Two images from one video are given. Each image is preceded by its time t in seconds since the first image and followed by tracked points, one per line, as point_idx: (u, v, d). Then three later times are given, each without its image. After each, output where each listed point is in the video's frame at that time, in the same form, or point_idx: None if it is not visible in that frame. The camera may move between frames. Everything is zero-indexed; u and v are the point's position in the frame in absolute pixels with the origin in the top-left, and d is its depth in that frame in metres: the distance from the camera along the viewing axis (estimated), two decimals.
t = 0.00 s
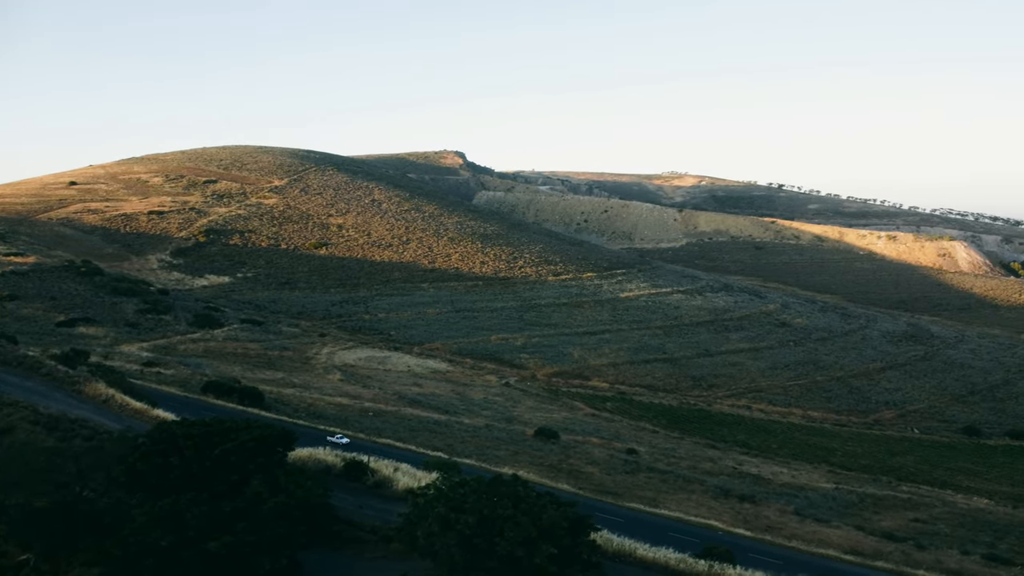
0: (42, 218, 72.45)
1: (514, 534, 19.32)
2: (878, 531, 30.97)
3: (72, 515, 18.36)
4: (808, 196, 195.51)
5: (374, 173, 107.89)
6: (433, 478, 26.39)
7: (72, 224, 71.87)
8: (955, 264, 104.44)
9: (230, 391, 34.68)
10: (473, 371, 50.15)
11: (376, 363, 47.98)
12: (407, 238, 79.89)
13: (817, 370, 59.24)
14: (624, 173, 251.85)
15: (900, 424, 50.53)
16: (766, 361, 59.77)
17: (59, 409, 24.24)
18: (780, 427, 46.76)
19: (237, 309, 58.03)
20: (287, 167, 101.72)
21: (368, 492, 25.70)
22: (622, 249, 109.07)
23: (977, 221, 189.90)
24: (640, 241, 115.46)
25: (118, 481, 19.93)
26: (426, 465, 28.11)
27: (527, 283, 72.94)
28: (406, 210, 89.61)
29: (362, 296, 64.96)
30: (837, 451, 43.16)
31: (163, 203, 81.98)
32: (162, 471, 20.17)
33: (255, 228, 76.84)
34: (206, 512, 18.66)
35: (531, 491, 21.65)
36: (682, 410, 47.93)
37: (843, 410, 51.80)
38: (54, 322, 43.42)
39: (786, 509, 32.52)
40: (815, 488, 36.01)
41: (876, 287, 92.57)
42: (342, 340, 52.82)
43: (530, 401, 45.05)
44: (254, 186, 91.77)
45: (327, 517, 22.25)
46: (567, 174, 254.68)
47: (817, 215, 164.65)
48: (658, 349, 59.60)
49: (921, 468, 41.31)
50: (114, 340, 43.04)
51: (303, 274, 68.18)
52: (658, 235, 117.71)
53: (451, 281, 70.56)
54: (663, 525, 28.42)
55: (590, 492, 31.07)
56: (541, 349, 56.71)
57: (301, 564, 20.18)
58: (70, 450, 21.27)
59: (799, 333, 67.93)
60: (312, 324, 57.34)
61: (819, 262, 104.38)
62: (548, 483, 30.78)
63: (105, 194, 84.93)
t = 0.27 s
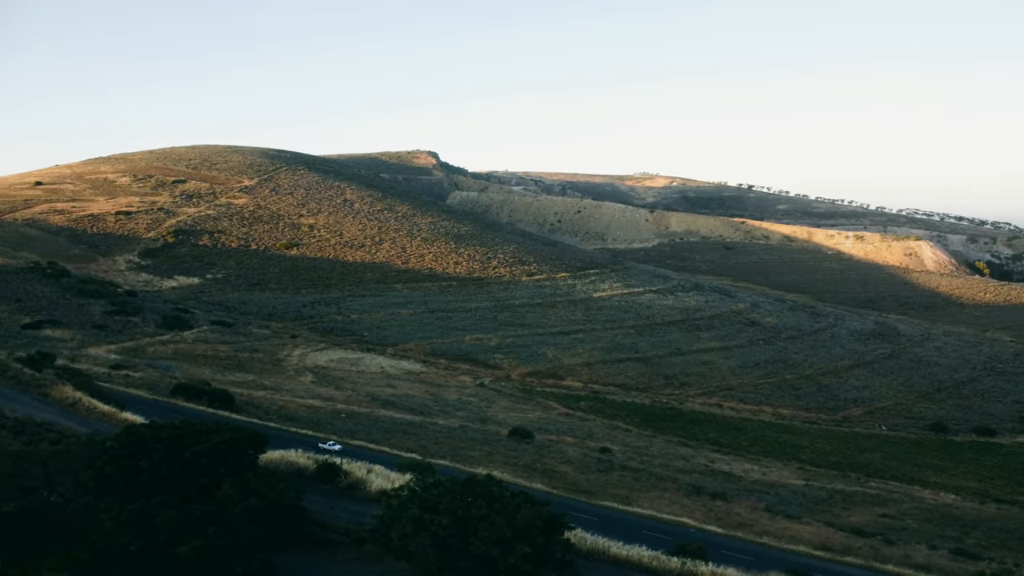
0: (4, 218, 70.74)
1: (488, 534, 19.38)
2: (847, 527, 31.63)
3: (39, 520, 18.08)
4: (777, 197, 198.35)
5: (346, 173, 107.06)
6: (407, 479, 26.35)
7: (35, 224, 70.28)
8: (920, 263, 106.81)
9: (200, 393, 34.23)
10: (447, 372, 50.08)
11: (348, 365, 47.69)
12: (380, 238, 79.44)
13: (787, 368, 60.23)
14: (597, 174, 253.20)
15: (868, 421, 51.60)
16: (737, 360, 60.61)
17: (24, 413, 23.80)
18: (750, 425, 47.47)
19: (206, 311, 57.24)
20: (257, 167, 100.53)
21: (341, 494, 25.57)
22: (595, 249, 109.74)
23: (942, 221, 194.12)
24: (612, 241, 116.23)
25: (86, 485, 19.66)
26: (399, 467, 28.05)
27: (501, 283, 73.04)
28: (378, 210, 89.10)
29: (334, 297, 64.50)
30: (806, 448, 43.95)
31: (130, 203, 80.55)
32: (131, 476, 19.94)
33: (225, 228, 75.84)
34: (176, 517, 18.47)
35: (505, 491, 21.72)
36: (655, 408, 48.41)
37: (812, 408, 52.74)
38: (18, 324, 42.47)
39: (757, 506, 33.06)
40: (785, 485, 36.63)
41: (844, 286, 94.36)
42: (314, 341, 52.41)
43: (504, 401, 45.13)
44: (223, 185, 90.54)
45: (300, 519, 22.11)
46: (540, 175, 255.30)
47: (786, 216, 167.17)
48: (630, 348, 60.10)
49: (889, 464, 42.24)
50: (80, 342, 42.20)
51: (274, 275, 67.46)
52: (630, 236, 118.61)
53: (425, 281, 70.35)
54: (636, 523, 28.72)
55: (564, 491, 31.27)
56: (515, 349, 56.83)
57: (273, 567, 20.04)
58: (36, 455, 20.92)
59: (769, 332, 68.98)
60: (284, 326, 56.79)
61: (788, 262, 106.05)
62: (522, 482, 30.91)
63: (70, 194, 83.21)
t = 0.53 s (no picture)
0: None
1: (464, 535, 19.44)
2: (820, 524, 32.22)
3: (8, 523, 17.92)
4: (750, 198, 200.74)
5: (320, 173, 106.30)
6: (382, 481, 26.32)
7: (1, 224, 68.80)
8: (889, 263, 108.90)
9: (172, 396, 33.86)
10: (423, 373, 50.01)
11: (323, 366, 47.42)
12: (355, 238, 78.99)
13: (760, 367, 61.05)
14: (572, 175, 254.12)
15: (840, 418, 52.52)
16: (711, 359, 61.33)
17: None
18: (725, 423, 48.08)
19: (178, 312, 56.49)
20: (230, 167, 99.35)
21: (315, 496, 25.48)
22: (571, 249, 110.22)
23: (911, 221, 197.83)
24: (588, 241, 116.87)
25: (57, 489, 19.54)
26: (375, 469, 27.98)
27: (477, 284, 73.04)
28: (354, 211, 88.60)
29: (308, 298, 64.02)
30: (779, 446, 44.64)
31: (99, 203, 79.23)
32: (103, 480, 19.92)
33: (197, 228, 74.88)
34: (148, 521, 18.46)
35: (482, 491, 21.81)
36: (630, 407, 48.81)
37: (784, 406, 53.58)
38: None
39: (731, 503, 33.52)
40: (759, 482, 37.19)
41: (816, 286, 95.87)
42: (288, 343, 51.97)
43: (480, 402, 45.17)
44: (195, 185, 89.39)
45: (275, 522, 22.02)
46: (516, 175, 255.57)
47: (759, 217, 169.31)
48: (606, 348, 60.48)
49: (861, 461, 43.05)
50: (48, 345, 41.47)
51: (247, 276, 66.74)
52: (606, 236, 119.28)
53: (401, 282, 70.09)
54: (611, 522, 28.96)
55: (541, 491, 31.43)
56: (492, 349, 56.91)
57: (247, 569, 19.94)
58: (5, 459, 20.70)
59: (742, 331, 69.90)
60: (257, 327, 56.28)
61: (761, 262, 107.44)
62: (499, 482, 31.07)
63: (37, 194, 81.61)
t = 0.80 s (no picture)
0: None
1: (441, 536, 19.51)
2: (793, 521, 32.80)
3: None
4: (724, 198, 203.12)
5: (294, 173, 105.42)
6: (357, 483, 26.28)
7: None
8: (859, 262, 110.97)
9: (144, 399, 33.46)
10: (398, 374, 49.92)
11: (297, 368, 47.11)
12: (329, 239, 78.51)
13: (733, 366, 61.87)
14: (548, 175, 254.75)
15: (812, 416, 53.46)
16: (685, 358, 62.02)
17: None
18: (699, 421, 48.68)
19: (149, 314, 55.73)
20: (201, 166, 98.11)
21: (290, 500, 25.37)
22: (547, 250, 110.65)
23: (880, 221, 201.76)
24: (564, 241, 117.45)
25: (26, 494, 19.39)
26: (351, 470, 27.92)
27: (453, 284, 73.03)
28: (329, 211, 88.04)
29: (282, 299, 63.51)
30: (752, 444, 45.31)
31: (67, 203, 77.83)
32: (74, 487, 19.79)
33: (168, 229, 73.87)
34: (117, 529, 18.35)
35: (459, 491, 21.90)
36: (605, 406, 49.21)
37: (757, 404, 54.39)
38: None
39: (706, 501, 33.98)
40: (733, 480, 37.75)
41: (788, 286, 97.36)
42: (262, 344, 51.53)
43: (457, 402, 45.23)
44: (166, 185, 88.17)
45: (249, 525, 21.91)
46: (491, 175, 255.36)
47: (732, 217, 171.43)
48: (582, 348, 60.87)
49: (832, 458, 43.89)
50: (15, 348, 40.69)
51: (220, 277, 66.03)
52: (581, 236, 119.90)
53: (376, 283, 69.84)
54: (587, 521, 29.21)
55: (517, 491, 31.59)
56: (468, 349, 56.98)
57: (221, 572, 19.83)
58: None
59: (716, 330, 70.77)
60: (231, 329, 55.74)
61: (734, 261, 108.82)
62: (474, 483, 31.17)
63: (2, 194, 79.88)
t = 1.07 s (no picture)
0: None
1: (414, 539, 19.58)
2: (765, 518, 33.45)
3: None
4: (696, 199, 205.51)
5: (265, 173, 104.36)
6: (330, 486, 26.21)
7: None
8: (828, 262, 113.13)
9: (111, 403, 32.99)
10: (371, 376, 49.78)
11: (268, 370, 46.73)
12: (301, 240, 77.90)
13: (705, 364, 62.72)
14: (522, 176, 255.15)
15: (782, 414, 54.44)
16: (658, 357, 62.74)
17: None
18: (671, 420, 49.31)
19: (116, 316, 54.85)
20: (170, 166, 96.66)
21: (261, 503, 25.24)
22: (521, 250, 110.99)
23: (848, 221, 205.76)
24: (538, 242, 118.00)
25: None
26: (323, 473, 27.86)
27: (427, 285, 72.93)
28: (301, 211, 87.38)
29: (253, 300, 62.90)
30: (724, 442, 46.02)
31: (31, 203, 76.23)
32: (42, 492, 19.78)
33: (136, 229, 72.72)
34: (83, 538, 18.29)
35: (432, 493, 21.97)
36: (579, 406, 49.60)
37: (729, 403, 55.25)
38: None
39: (679, 499, 34.47)
40: (704, 478, 38.34)
41: (758, 285, 98.88)
42: (232, 347, 51.01)
43: (431, 403, 45.26)
44: (134, 185, 86.78)
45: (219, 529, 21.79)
46: (465, 175, 255.07)
47: (704, 218, 173.56)
48: (556, 347, 61.25)
49: (803, 456, 44.75)
50: None
51: (190, 278, 65.18)
52: (555, 237, 120.45)
53: (349, 284, 69.49)
54: (561, 521, 29.47)
55: (491, 492, 31.74)
56: (442, 350, 57.03)
57: None
58: None
59: (687, 330, 71.68)
60: (201, 331, 55.09)
61: (705, 261, 110.23)
62: (448, 484, 31.25)
63: None
